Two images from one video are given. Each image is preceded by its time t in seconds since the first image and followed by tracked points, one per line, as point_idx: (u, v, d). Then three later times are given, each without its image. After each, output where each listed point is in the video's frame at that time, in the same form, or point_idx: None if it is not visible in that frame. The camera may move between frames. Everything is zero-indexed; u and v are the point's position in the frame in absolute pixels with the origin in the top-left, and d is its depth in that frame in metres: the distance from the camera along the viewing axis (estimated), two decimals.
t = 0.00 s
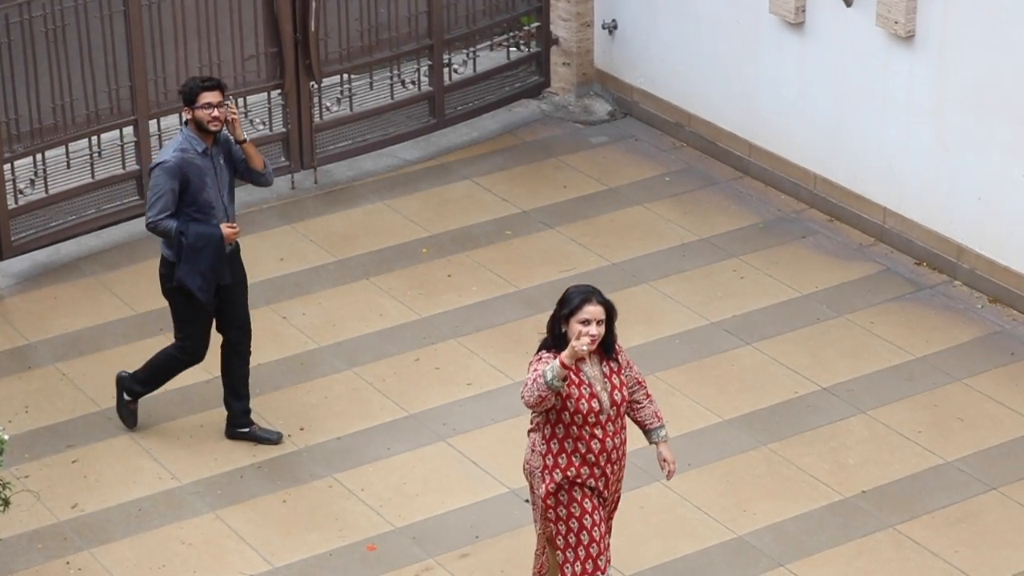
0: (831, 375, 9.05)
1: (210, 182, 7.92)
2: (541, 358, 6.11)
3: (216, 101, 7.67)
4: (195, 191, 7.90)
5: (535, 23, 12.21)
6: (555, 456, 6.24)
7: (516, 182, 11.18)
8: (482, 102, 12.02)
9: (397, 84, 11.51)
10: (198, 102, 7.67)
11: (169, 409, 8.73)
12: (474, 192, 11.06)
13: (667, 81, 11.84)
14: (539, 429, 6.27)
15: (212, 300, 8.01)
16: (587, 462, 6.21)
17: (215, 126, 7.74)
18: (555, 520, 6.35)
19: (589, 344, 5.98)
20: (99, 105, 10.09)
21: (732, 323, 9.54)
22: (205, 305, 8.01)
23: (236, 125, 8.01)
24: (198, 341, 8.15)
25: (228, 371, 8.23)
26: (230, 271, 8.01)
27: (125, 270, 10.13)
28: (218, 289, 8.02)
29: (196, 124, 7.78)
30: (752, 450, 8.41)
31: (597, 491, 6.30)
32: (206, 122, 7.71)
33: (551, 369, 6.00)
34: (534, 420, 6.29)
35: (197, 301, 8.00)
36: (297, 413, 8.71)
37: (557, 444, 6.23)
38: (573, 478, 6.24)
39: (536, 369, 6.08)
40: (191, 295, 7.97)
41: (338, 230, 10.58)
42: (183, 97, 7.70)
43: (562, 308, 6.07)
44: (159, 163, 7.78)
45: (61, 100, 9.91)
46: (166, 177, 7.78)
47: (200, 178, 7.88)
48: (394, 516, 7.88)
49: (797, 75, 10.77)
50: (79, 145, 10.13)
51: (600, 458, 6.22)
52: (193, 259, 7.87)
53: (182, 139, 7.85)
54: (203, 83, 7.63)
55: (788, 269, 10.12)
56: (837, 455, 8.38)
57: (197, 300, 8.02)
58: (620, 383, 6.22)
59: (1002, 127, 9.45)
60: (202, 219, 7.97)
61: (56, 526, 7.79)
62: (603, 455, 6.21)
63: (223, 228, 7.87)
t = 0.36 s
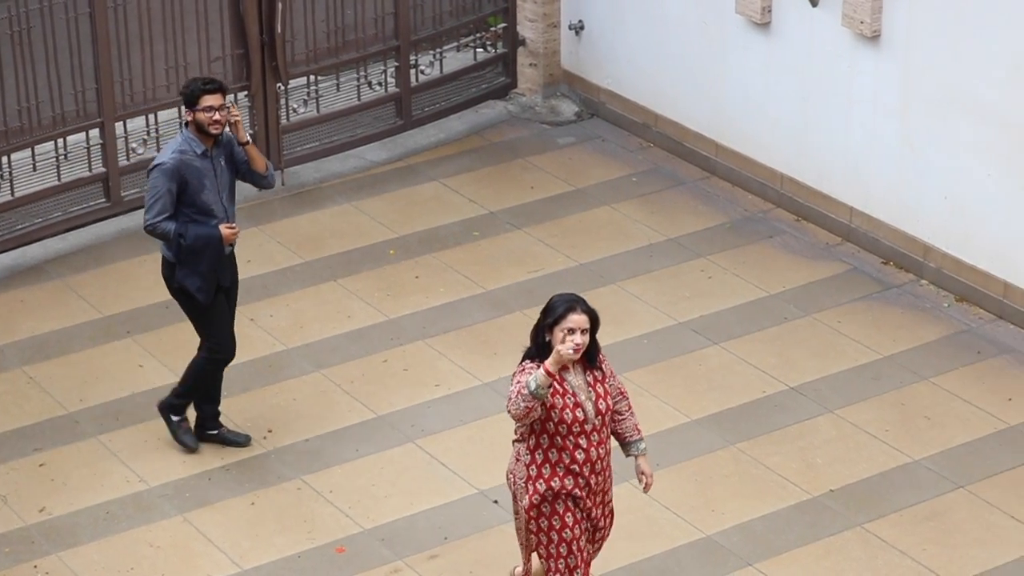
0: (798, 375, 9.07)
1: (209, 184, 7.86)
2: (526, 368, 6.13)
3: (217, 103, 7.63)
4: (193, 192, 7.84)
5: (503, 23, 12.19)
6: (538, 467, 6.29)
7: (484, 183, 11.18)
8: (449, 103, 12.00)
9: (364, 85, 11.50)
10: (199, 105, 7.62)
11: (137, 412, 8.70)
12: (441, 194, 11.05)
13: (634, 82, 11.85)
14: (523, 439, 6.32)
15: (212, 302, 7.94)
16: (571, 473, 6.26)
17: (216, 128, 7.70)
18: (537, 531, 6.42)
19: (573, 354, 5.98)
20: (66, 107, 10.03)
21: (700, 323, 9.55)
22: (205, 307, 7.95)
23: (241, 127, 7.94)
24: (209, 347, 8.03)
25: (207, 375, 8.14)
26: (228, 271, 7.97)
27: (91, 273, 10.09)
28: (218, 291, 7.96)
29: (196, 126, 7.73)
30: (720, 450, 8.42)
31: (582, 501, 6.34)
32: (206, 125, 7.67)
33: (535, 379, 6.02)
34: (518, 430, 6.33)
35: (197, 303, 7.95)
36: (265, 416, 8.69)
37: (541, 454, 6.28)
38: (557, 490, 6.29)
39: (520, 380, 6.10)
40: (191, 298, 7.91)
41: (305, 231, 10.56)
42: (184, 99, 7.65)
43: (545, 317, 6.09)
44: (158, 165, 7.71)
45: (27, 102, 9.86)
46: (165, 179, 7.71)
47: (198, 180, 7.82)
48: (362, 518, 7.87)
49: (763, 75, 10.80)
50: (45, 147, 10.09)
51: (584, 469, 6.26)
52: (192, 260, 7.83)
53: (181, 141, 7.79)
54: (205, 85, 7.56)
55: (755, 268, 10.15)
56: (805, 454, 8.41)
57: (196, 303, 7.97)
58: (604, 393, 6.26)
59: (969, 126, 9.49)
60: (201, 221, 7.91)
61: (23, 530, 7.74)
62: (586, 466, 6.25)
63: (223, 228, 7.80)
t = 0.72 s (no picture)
0: (762, 375, 9.10)
1: (206, 194, 7.71)
2: (508, 377, 5.93)
3: (212, 114, 7.51)
4: (190, 203, 7.68)
5: (466, 26, 12.20)
6: (519, 478, 6.05)
7: (448, 185, 11.17)
8: (413, 105, 12.00)
9: (327, 88, 11.48)
10: (195, 117, 7.49)
11: (100, 416, 8.66)
12: (405, 196, 11.04)
13: (598, 83, 11.87)
14: (502, 450, 6.08)
15: (213, 311, 7.78)
16: (552, 482, 6.04)
17: (213, 139, 7.58)
18: (514, 543, 6.19)
19: (555, 361, 5.80)
20: (28, 110, 9.97)
21: (664, 324, 9.58)
22: (206, 316, 7.79)
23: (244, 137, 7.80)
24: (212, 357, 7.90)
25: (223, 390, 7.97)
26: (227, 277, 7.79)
27: (54, 277, 10.04)
28: (218, 299, 7.80)
29: (193, 137, 7.60)
30: (686, 451, 8.44)
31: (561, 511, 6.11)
32: (203, 136, 7.54)
33: (521, 389, 5.79)
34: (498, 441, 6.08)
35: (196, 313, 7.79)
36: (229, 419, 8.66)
37: (521, 464, 6.04)
38: (538, 501, 6.06)
39: (503, 389, 5.89)
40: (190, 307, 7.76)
41: (269, 234, 10.53)
42: (179, 110, 7.52)
43: (526, 325, 5.90)
44: (153, 177, 7.57)
45: None
46: (160, 191, 7.57)
47: (195, 191, 7.67)
48: (327, 521, 7.85)
49: (725, 76, 10.84)
50: (8, 151, 10.03)
51: (566, 478, 6.04)
52: (188, 271, 7.67)
53: (177, 152, 7.66)
54: (200, 96, 7.45)
55: (719, 269, 10.17)
56: (769, 453, 8.44)
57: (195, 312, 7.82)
58: (585, 400, 6.08)
59: (932, 126, 9.54)
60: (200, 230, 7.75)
61: None
62: (568, 474, 6.03)
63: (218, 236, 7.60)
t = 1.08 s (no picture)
0: (724, 374, 9.13)
1: (205, 210, 7.66)
2: (491, 388, 5.86)
3: (208, 128, 7.46)
4: (189, 220, 7.63)
5: (427, 27, 12.18)
6: (497, 487, 5.98)
7: (410, 187, 11.16)
8: (374, 107, 11.98)
9: (288, 89, 11.46)
10: (190, 130, 7.45)
11: (62, 420, 8.61)
12: (367, 197, 11.02)
13: (559, 84, 11.88)
14: (480, 458, 6.00)
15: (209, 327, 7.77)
16: (531, 491, 5.98)
17: (209, 152, 7.52)
18: (489, 551, 6.12)
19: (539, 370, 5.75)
20: None
21: (626, 324, 9.59)
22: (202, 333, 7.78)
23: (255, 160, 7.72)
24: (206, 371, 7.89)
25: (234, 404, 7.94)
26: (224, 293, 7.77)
27: (14, 280, 9.98)
28: (216, 315, 7.78)
29: (189, 151, 7.54)
30: (649, 451, 8.46)
31: (539, 520, 6.06)
32: (199, 149, 7.49)
33: (506, 403, 5.73)
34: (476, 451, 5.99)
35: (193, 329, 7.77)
36: (191, 422, 8.63)
37: (501, 474, 5.96)
38: (516, 509, 6.01)
39: (486, 403, 5.82)
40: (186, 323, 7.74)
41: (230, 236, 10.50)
42: (175, 123, 7.46)
43: (509, 333, 5.84)
44: (151, 193, 7.52)
45: None
46: (158, 208, 7.52)
47: (194, 207, 7.62)
48: (290, 523, 7.84)
49: (686, 76, 10.86)
50: None
51: (546, 487, 5.98)
52: (186, 287, 7.65)
53: (175, 166, 7.60)
54: (195, 110, 7.39)
55: (681, 268, 10.20)
56: (732, 453, 8.47)
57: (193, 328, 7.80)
58: (566, 409, 6.02)
59: (891, 125, 9.60)
60: (199, 246, 7.71)
61: None
62: (548, 483, 5.98)
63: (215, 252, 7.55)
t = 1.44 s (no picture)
0: (687, 374, 9.15)
1: (206, 217, 7.62)
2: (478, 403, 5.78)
3: (205, 133, 7.38)
4: (190, 227, 7.60)
5: (389, 28, 12.15)
6: (481, 503, 5.88)
7: (373, 188, 11.15)
8: (336, 108, 11.98)
9: (250, 91, 11.41)
10: (188, 136, 7.37)
11: (23, 424, 8.56)
12: (330, 199, 11.00)
13: (521, 84, 11.88)
14: (464, 473, 5.90)
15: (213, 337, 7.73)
16: (515, 508, 5.89)
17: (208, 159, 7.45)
18: (467, 564, 6.03)
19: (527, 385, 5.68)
20: None
21: (589, 324, 9.61)
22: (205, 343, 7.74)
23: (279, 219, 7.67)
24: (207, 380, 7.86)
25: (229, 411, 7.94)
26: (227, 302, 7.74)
27: None
28: (219, 323, 7.75)
29: (188, 158, 7.48)
30: (612, 451, 8.48)
31: (520, 536, 5.98)
32: (196, 156, 7.42)
33: (492, 419, 5.65)
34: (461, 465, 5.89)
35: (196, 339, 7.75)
36: (154, 425, 8.59)
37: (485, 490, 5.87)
38: (498, 525, 5.92)
39: (473, 421, 5.73)
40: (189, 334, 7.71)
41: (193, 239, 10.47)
42: (173, 131, 7.39)
43: (494, 347, 5.78)
44: (151, 203, 7.48)
45: None
46: (159, 217, 7.49)
47: (194, 215, 7.58)
48: (254, 526, 7.82)
49: (648, 77, 10.88)
50: None
51: (530, 504, 5.90)
52: (188, 297, 7.63)
53: (175, 174, 7.55)
54: (191, 115, 7.31)
55: (644, 269, 10.22)
56: (695, 453, 8.49)
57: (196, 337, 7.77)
58: (552, 425, 5.93)
59: (852, 125, 9.64)
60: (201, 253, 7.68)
61: None
62: (532, 500, 5.90)
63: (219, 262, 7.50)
